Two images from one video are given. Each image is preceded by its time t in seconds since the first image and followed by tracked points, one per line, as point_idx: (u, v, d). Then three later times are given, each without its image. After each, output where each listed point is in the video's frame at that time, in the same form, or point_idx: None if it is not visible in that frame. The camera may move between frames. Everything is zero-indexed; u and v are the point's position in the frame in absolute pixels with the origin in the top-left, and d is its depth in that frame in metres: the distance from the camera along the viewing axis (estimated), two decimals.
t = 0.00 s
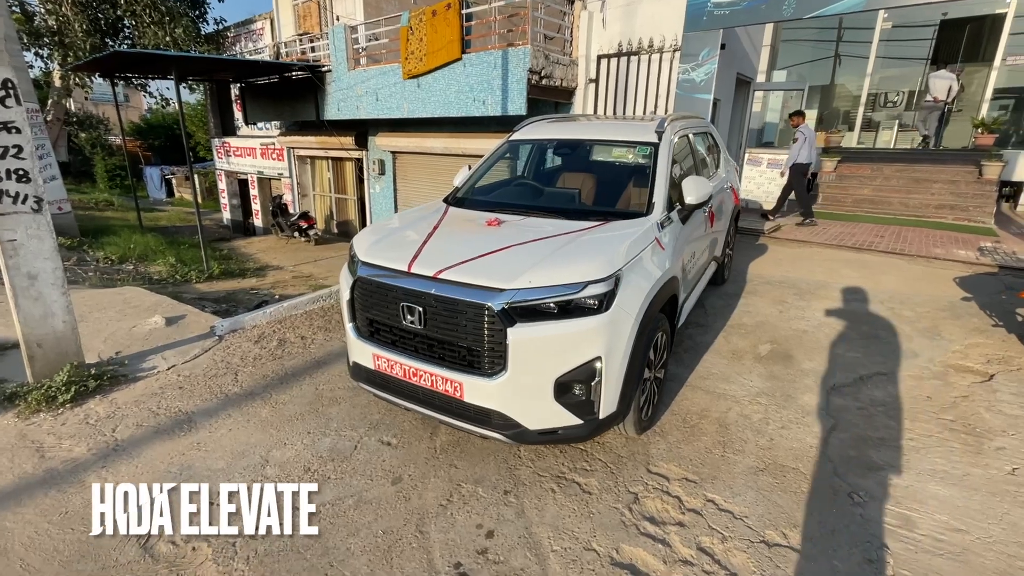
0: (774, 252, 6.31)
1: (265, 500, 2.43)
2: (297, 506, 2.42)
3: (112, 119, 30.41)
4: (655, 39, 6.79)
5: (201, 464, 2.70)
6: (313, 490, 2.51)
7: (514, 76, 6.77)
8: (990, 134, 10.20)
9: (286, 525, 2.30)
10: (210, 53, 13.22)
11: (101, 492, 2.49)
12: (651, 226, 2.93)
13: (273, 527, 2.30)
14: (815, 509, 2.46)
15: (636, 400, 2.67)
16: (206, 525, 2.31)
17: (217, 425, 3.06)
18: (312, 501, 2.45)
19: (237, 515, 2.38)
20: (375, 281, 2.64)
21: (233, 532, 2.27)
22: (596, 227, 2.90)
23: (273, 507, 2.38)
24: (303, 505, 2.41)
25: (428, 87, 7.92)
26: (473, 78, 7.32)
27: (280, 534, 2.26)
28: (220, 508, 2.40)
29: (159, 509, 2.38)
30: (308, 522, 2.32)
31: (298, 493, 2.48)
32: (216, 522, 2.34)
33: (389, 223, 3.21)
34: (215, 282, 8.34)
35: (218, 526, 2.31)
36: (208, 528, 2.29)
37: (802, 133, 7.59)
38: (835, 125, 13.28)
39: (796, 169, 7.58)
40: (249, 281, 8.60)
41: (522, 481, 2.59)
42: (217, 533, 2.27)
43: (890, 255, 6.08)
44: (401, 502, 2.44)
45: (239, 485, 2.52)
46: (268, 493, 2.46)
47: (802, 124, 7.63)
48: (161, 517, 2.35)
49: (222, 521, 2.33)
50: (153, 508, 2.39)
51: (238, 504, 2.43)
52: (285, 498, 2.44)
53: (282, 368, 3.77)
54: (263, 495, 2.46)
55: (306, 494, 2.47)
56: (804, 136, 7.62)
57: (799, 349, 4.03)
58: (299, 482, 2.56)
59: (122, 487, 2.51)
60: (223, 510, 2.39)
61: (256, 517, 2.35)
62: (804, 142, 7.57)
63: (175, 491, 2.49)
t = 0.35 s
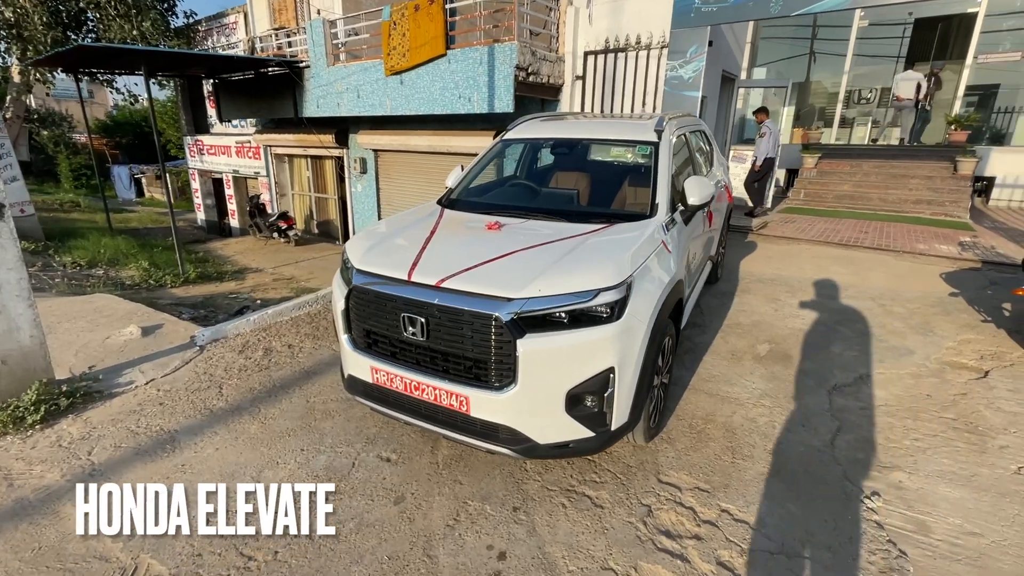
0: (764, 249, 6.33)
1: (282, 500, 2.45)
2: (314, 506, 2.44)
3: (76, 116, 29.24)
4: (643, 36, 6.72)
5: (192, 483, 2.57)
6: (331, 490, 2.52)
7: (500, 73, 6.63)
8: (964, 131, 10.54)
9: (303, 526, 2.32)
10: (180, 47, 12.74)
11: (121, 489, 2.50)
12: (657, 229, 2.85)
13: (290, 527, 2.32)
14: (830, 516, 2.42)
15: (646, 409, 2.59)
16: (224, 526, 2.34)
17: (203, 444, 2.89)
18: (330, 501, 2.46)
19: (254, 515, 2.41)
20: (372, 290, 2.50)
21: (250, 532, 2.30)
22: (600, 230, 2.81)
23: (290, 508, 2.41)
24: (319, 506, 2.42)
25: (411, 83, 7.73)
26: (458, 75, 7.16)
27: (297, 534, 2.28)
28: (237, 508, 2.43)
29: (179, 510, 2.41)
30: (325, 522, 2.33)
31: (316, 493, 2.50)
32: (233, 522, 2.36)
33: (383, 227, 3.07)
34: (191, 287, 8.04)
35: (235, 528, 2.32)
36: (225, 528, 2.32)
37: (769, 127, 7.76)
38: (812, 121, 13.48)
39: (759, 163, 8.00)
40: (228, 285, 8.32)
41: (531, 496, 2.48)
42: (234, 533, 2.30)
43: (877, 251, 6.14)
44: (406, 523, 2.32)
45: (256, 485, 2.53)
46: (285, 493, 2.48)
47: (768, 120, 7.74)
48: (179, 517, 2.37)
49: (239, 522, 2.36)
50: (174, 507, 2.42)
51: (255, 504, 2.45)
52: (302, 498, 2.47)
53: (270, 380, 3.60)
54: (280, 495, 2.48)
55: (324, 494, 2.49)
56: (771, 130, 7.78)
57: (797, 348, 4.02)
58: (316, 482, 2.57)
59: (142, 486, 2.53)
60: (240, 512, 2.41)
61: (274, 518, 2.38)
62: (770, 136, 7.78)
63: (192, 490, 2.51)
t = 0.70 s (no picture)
0: (751, 243, 6.40)
1: (282, 500, 2.41)
2: (314, 506, 2.39)
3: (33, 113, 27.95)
4: (629, 32, 6.71)
5: (188, 489, 2.48)
6: (331, 490, 2.48)
7: (487, 68, 6.54)
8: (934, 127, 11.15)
9: (303, 526, 2.27)
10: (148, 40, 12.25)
11: (120, 488, 2.46)
12: (664, 224, 2.83)
13: (290, 527, 2.27)
14: (843, 508, 2.43)
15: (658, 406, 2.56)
16: (224, 526, 2.29)
17: (197, 453, 2.76)
18: (329, 501, 2.41)
19: (254, 515, 2.36)
20: (377, 290, 2.41)
21: (250, 532, 2.25)
22: (607, 226, 2.77)
23: (290, 507, 2.37)
24: (319, 506, 2.38)
25: (394, 79, 7.58)
26: (443, 70, 7.05)
27: (297, 536, 2.23)
28: (237, 508, 2.38)
29: (179, 510, 2.36)
30: (325, 522, 2.28)
31: (316, 493, 2.46)
32: (233, 522, 2.32)
33: (383, 224, 2.97)
34: (166, 289, 7.74)
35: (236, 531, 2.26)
36: (225, 529, 2.27)
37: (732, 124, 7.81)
38: (785, 118, 13.71)
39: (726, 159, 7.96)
40: (205, 287, 8.04)
41: (544, 497, 2.43)
42: (234, 533, 2.25)
43: (860, 244, 6.28)
44: (418, 530, 2.24)
45: (256, 485, 2.48)
46: (285, 493, 2.43)
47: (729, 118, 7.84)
48: (179, 517, 2.33)
49: (239, 521, 2.31)
50: (174, 507, 2.38)
51: (256, 504, 2.41)
52: (303, 498, 2.42)
53: (262, 385, 3.46)
54: (281, 495, 2.43)
55: (324, 494, 2.44)
56: (732, 127, 7.85)
57: (793, 341, 4.06)
58: (316, 482, 2.53)
59: (142, 486, 2.49)
60: (240, 514, 2.35)
61: (274, 518, 2.33)
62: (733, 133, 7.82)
63: (192, 490, 2.46)
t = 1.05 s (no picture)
0: (738, 241, 6.54)
1: (282, 500, 2.40)
2: (314, 506, 2.39)
3: None
4: (618, 33, 6.79)
5: (187, 489, 2.47)
6: (330, 490, 2.47)
7: (477, 67, 6.53)
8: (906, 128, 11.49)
9: (303, 526, 2.27)
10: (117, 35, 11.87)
11: (116, 489, 2.44)
12: (672, 224, 2.87)
13: (290, 527, 2.27)
14: (851, 498, 2.50)
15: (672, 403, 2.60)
16: (224, 526, 2.28)
17: (201, 461, 2.69)
18: (329, 501, 2.41)
19: (254, 515, 2.36)
20: (392, 292, 2.39)
21: (250, 532, 2.24)
22: (617, 226, 2.79)
23: (290, 507, 2.36)
24: (319, 506, 2.37)
25: (381, 77, 7.49)
26: (432, 69, 7.00)
27: (298, 536, 2.22)
28: (237, 508, 2.37)
29: (178, 511, 2.35)
30: (325, 523, 2.28)
31: (315, 494, 2.46)
32: (233, 522, 2.31)
33: (391, 225, 2.94)
34: (145, 292, 7.52)
35: (241, 534, 2.24)
36: (225, 530, 2.26)
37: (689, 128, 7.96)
38: (763, 118, 14.09)
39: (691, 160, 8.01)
40: (186, 290, 7.83)
41: (562, 496, 2.44)
42: (234, 533, 2.24)
43: (843, 241, 6.47)
44: (439, 532, 2.23)
45: (256, 485, 2.48)
46: (284, 492, 2.44)
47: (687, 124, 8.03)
48: (179, 516, 2.32)
49: (239, 521, 2.31)
50: (174, 506, 2.37)
51: (256, 504, 2.40)
52: (302, 498, 2.42)
53: (263, 389, 3.38)
54: (280, 495, 2.43)
55: (324, 494, 2.45)
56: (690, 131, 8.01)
57: (787, 337, 4.16)
58: (315, 482, 2.52)
59: (142, 485, 2.47)
60: (242, 516, 2.33)
61: (275, 521, 2.32)
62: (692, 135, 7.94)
63: (192, 490, 2.46)
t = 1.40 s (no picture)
0: (725, 242, 6.66)
1: (282, 500, 2.40)
2: (314, 506, 2.38)
3: None
4: (606, 35, 6.86)
5: (187, 489, 2.47)
6: (331, 490, 2.47)
7: (467, 69, 6.54)
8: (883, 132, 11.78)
9: (304, 526, 2.27)
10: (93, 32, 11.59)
11: (113, 490, 2.42)
12: (671, 224, 2.92)
13: (291, 527, 2.27)
14: (846, 490, 2.57)
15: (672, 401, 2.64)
16: (224, 526, 2.28)
17: (200, 466, 2.65)
18: (329, 501, 2.41)
19: (254, 515, 2.35)
20: (397, 292, 2.39)
21: (251, 533, 2.24)
22: (617, 227, 2.82)
23: (290, 507, 2.36)
24: (319, 506, 2.37)
25: (370, 77, 7.45)
26: (421, 70, 6.99)
27: (299, 535, 2.22)
28: (237, 507, 2.36)
29: (178, 511, 2.34)
30: (325, 522, 2.28)
31: (315, 494, 2.45)
32: (233, 522, 2.31)
33: (392, 226, 2.93)
34: (127, 295, 7.34)
35: (244, 536, 2.22)
36: (225, 531, 2.25)
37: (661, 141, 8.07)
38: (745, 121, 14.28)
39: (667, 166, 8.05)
40: (169, 293, 7.67)
41: (568, 494, 2.46)
42: (234, 533, 2.24)
43: (826, 241, 6.63)
44: (448, 532, 2.23)
45: (256, 485, 2.47)
46: (283, 492, 2.43)
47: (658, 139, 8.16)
48: (179, 516, 2.32)
49: (239, 521, 2.30)
50: (174, 506, 2.36)
51: (255, 504, 2.39)
52: (302, 498, 2.42)
53: (260, 393, 3.34)
54: (280, 495, 2.43)
55: (324, 494, 2.44)
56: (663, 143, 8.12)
57: (777, 334, 4.25)
58: (316, 482, 2.52)
59: (142, 485, 2.46)
60: (242, 517, 2.33)
61: (277, 522, 2.30)
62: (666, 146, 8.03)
63: (192, 490, 2.45)
